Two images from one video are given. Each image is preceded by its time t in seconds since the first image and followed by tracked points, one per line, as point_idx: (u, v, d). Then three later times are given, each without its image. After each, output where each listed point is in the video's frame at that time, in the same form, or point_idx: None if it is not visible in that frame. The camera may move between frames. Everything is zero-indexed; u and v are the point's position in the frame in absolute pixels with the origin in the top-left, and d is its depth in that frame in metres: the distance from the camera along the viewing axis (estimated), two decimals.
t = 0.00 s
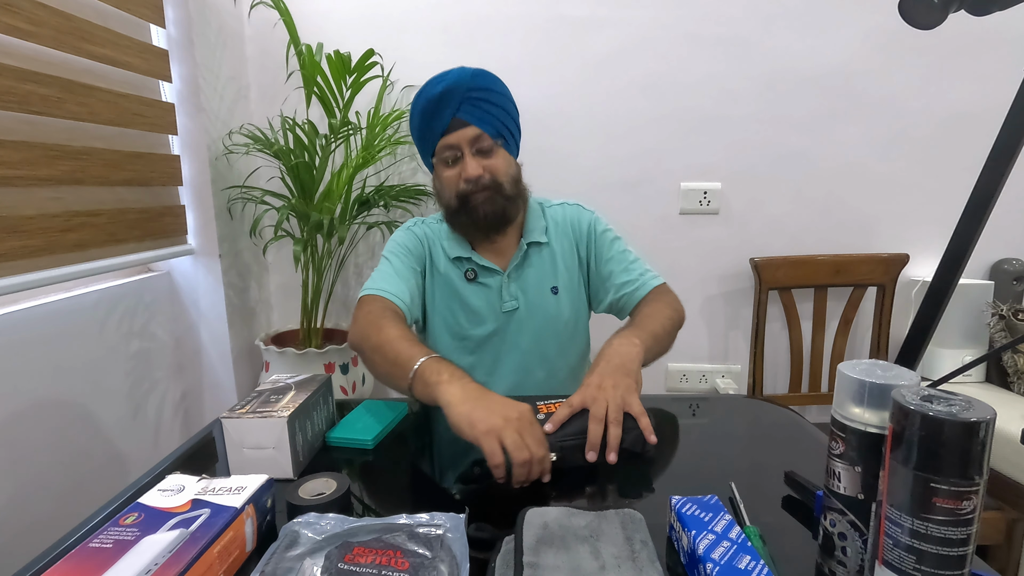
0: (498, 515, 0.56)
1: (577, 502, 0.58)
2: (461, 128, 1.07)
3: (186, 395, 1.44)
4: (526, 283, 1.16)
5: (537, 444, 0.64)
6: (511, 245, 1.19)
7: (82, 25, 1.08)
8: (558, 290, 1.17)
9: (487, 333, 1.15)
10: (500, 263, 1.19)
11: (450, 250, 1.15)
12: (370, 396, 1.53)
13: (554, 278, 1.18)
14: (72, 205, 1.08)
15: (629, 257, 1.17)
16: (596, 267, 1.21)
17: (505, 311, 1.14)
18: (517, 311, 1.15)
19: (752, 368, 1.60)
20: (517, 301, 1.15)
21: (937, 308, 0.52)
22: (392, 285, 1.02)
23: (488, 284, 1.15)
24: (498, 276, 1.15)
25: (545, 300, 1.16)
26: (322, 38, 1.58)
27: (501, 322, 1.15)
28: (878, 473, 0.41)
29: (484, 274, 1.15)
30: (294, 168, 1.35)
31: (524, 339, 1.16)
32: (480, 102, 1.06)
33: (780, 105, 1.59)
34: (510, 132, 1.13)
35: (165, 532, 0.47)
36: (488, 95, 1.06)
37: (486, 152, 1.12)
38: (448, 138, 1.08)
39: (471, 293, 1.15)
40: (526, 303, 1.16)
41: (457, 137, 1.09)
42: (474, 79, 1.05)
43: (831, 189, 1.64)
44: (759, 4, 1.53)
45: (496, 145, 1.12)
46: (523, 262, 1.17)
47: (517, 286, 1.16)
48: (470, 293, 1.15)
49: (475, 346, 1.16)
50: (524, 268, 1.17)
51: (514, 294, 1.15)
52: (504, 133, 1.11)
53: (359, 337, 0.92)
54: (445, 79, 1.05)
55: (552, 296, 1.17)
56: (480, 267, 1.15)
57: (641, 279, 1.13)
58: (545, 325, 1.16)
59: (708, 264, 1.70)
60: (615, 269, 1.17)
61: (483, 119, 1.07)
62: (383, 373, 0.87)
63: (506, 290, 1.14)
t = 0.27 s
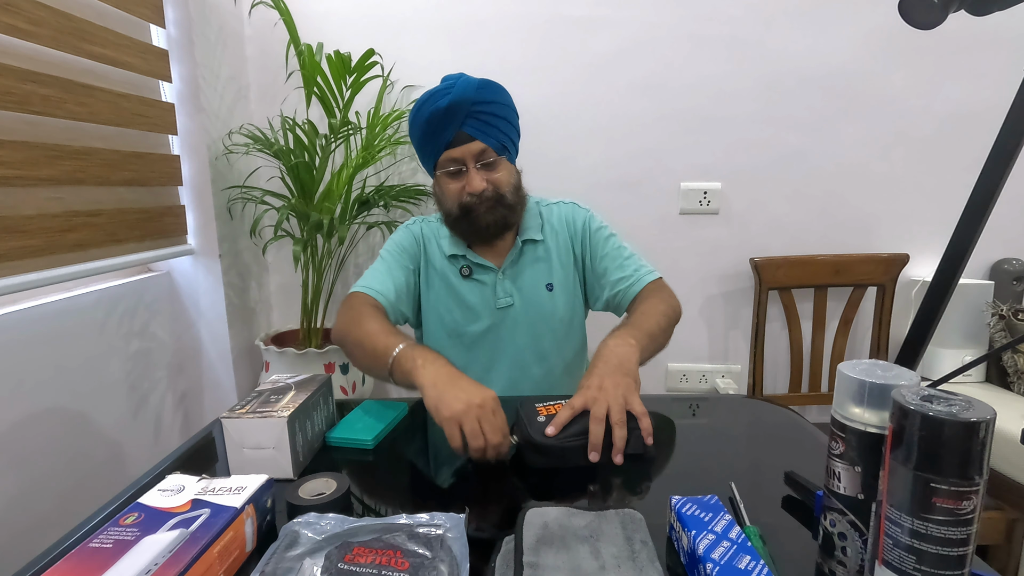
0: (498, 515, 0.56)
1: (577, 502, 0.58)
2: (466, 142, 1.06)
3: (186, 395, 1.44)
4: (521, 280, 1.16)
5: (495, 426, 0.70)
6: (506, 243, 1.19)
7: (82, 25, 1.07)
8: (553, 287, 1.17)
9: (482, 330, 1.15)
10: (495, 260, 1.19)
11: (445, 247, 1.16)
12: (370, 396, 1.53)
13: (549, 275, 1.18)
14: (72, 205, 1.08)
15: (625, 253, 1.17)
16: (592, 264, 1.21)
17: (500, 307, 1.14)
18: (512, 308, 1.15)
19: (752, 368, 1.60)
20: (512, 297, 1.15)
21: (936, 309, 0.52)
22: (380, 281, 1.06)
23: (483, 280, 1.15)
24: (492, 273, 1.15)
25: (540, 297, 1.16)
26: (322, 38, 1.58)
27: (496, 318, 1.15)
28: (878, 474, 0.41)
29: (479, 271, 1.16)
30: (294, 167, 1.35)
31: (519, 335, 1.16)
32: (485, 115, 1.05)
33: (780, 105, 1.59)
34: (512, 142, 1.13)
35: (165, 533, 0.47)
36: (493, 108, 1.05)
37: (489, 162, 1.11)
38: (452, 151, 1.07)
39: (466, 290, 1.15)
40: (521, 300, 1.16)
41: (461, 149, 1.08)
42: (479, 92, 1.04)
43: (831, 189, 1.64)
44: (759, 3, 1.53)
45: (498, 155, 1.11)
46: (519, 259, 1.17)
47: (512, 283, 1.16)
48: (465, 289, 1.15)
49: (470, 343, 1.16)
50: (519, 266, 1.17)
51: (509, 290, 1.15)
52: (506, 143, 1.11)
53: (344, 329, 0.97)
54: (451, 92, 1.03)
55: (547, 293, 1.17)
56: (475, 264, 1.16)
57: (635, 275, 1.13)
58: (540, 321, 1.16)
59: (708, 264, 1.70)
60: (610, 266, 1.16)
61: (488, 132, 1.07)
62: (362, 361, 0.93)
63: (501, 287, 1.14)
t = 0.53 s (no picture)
0: (498, 515, 0.56)
1: (577, 502, 0.58)
2: (470, 145, 1.07)
3: (187, 395, 1.44)
4: (516, 277, 1.16)
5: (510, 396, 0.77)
6: (503, 241, 1.18)
7: (82, 25, 1.08)
8: (547, 286, 1.17)
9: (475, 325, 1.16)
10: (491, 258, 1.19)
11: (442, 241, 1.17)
12: (370, 396, 1.53)
13: (543, 274, 1.17)
14: (73, 205, 1.08)
15: (622, 253, 1.15)
16: (588, 265, 1.20)
17: (492, 303, 1.15)
18: (504, 304, 1.16)
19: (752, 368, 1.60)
20: (505, 295, 1.15)
21: (936, 310, 0.52)
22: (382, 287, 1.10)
23: (477, 276, 1.16)
24: (487, 269, 1.16)
25: (533, 295, 1.16)
26: (322, 38, 1.58)
27: (488, 314, 1.16)
28: (878, 474, 0.41)
29: (474, 266, 1.16)
30: (294, 167, 1.35)
31: (511, 331, 1.17)
32: (490, 119, 1.06)
33: (780, 105, 1.59)
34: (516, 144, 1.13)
35: (165, 533, 0.47)
36: (497, 113, 1.06)
37: (493, 164, 1.11)
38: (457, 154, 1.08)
39: (460, 285, 1.16)
40: (514, 297, 1.16)
41: (465, 152, 1.08)
42: (484, 97, 1.04)
43: (831, 189, 1.64)
44: (759, 3, 1.53)
45: (502, 158, 1.11)
46: (514, 257, 1.17)
47: (505, 280, 1.16)
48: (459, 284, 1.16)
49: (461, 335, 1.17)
50: (515, 263, 1.17)
51: (502, 287, 1.16)
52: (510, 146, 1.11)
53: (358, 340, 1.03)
54: (456, 96, 1.03)
55: (541, 292, 1.17)
56: (471, 259, 1.16)
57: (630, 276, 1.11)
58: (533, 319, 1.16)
59: (708, 264, 1.70)
60: (606, 265, 1.15)
61: (492, 135, 1.07)
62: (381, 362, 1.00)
63: (493, 283, 1.15)
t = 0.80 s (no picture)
0: (498, 515, 0.56)
1: (578, 501, 0.58)
2: (474, 143, 1.08)
3: (187, 395, 1.44)
4: (519, 277, 1.16)
5: (517, 399, 0.74)
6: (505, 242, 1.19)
7: (82, 26, 1.08)
8: (551, 284, 1.17)
9: (481, 327, 1.16)
10: (494, 258, 1.19)
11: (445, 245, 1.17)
12: (370, 396, 1.54)
13: (546, 272, 1.17)
14: (73, 205, 1.08)
15: (622, 245, 1.16)
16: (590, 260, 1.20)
17: (497, 304, 1.15)
18: (509, 304, 1.15)
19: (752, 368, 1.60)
20: (510, 295, 1.15)
21: (936, 310, 0.52)
22: (393, 301, 1.10)
23: (482, 277, 1.16)
24: (491, 270, 1.16)
25: (538, 294, 1.16)
26: (322, 38, 1.58)
27: (494, 315, 1.15)
28: (878, 473, 0.41)
29: (478, 268, 1.16)
30: (294, 168, 1.35)
31: (516, 332, 1.16)
32: (493, 118, 1.07)
33: (780, 105, 1.59)
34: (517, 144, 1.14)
35: (165, 533, 0.47)
36: (500, 111, 1.07)
37: (496, 163, 1.12)
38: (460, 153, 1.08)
39: (465, 287, 1.16)
40: (518, 297, 1.16)
41: (470, 150, 1.09)
42: (488, 95, 1.05)
43: (831, 189, 1.64)
44: (759, 4, 1.53)
45: (505, 156, 1.12)
46: (517, 257, 1.17)
47: (509, 280, 1.16)
48: (463, 287, 1.16)
49: (469, 339, 1.16)
50: (518, 263, 1.17)
51: (507, 287, 1.15)
52: (512, 145, 1.12)
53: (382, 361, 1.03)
54: (460, 95, 1.04)
55: (545, 290, 1.17)
56: (475, 261, 1.16)
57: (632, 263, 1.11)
58: (538, 318, 1.16)
59: (708, 264, 1.70)
60: (608, 257, 1.15)
61: (494, 134, 1.08)
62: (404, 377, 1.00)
63: (498, 284, 1.15)
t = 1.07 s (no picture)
0: (499, 515, 0.56)
1: (578, 501, 0.58)
2: (476, 140, 1.07)
3: (187, 395, 1.44)
4: (521, 278, 1.16)
5: (518, 412, 0.71)
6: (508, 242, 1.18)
7: (82, 26, 1.08)
8: (552, 287, 1.17)
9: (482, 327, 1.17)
10: (497, 259, 1.19)
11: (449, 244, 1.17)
12: (370, 396, 1.54)
13: (548, 275, 1.17)
14: (73, 205, 1.09)
15: (622, 247, 1.14)
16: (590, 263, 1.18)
17: (498, 305, 1.15)
18: (510, 306, 1.16)
19: (752, 369, 1.60)
20: (510, 296, 1.15)
21: (939, 305, 0.52)
22: (402, 302, 1.08)
23: (483, 278, 1.16)
24: (493, 271, 1.16)
25: (539, 297, 1.16)
26: (322, 38, 1.58)
27: (495, 316, 1.16)
28: (879, 474, 0.41)
29: (481, 268, 1.16)
30: (294, 168, 1.35)
31: (517, 332, 1.17)
32: (495, 115, 1.06)
33: (780, 105, 1.59)
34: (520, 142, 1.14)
35: (165, 532, 0.47)
36: (502, 108, 1.06)
37: (497, 160, 1.12)
38: (462, 148, 1.08)
39: (467, 287, 1.16)
40: (520, 299, 1.16)
41: (471, 147, 1.09)
42: (490, 92, 1.05)
43: (831, 189, 1.64)
44: (759, 4, 1.53)
45: (507, 153, 1.12)
46: (520, 258, 1.17)
47: (511, 281, 1.16)
48: (466, 286, 1.16)
49: (471, 338, 1.17)
50: (520, 265, 1.17)
51: (508, 289, 1.15)
52: (514, 142, 1.11)
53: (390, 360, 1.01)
54: (462, 92, 1.04)
55: (546, 293, 1.17)
56: (478, 261, 1.16)
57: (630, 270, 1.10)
58: (539, 320, 1.17)
59: (708, 265, 1.70)
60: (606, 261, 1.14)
61: (496, 131, 1.08)
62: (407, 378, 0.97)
63: (500, 285, 1.15)
